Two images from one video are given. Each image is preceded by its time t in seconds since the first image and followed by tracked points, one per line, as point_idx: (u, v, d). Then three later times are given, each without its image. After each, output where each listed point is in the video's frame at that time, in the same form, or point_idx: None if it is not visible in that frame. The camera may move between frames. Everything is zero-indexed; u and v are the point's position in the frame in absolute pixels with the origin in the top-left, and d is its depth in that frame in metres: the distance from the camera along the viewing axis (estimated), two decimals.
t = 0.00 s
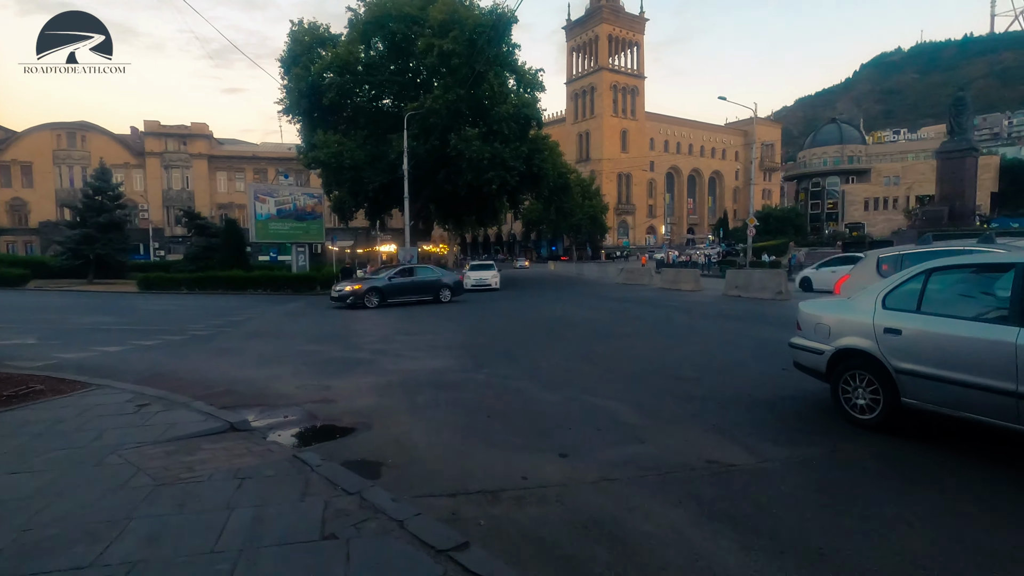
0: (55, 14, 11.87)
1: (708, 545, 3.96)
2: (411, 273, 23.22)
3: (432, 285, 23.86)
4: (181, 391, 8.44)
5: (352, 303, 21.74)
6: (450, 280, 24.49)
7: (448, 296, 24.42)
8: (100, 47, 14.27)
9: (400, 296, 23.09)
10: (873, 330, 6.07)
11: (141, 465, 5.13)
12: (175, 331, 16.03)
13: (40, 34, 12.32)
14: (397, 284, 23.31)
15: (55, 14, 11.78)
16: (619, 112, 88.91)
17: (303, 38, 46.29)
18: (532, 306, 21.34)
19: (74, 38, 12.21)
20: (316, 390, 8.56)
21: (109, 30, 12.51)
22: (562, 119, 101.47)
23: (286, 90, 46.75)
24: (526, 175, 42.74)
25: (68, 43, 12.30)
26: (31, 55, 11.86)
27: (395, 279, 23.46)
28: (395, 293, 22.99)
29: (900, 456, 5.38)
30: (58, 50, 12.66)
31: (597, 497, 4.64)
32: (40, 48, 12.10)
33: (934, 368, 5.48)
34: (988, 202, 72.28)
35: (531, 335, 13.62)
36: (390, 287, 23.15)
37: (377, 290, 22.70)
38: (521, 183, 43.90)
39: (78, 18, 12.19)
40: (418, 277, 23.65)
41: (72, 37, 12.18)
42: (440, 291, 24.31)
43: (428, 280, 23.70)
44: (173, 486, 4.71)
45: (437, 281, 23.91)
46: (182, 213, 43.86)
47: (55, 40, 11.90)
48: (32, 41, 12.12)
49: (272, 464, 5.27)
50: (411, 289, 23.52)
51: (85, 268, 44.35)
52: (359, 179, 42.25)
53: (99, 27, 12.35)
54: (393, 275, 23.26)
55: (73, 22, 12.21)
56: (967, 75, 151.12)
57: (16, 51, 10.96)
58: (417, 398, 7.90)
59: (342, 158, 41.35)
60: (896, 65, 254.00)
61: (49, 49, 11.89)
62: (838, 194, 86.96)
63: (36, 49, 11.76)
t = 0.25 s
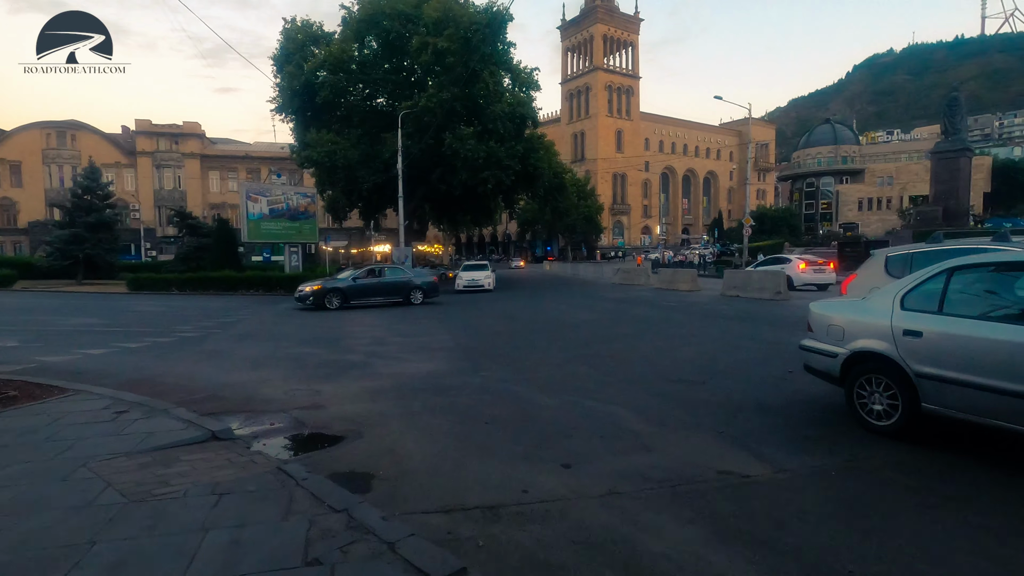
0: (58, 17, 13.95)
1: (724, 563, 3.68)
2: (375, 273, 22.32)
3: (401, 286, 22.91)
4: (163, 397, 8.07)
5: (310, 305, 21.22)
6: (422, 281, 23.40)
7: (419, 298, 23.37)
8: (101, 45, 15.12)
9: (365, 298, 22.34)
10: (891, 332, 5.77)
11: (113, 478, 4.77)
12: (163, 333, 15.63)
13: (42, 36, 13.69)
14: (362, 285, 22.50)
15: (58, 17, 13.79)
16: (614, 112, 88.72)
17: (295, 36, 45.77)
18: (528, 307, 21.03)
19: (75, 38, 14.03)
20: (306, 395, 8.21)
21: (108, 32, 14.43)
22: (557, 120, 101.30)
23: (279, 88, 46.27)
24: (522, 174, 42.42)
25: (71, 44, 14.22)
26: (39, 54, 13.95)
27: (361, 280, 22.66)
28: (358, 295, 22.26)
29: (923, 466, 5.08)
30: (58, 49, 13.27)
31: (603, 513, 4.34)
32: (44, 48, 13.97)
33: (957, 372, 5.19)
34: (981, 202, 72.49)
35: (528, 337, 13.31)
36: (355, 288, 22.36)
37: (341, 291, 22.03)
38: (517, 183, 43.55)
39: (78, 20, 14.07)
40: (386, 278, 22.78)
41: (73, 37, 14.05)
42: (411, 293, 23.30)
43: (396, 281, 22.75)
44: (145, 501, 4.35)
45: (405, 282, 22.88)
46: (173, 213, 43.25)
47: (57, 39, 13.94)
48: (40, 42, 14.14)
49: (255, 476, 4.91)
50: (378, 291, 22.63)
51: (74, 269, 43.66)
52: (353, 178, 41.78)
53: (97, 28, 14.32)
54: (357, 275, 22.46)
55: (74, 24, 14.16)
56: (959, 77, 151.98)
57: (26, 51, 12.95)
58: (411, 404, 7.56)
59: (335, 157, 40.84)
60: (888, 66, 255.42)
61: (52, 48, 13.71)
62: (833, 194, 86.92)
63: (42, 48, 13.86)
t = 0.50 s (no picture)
0: (59, 17, 13.46)
1: None
2: (332, 274, 21.44)
3: (361, 288, 21.90)
4: (140, 402, 7.63)
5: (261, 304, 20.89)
6: (385, 283, 22.29)
7: (381, 301, 22.33)
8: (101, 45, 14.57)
9: (321, 299, 21.57)
10: (911, 330, 5.43)
11: (71, 495, 4.36)
12: (147, 334, 15.13)
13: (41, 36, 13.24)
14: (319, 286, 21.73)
15: (59, 16, 13.37)
16: (609, 112, 88.43)
17: (286, 33, 45.18)
18: (523, 307, 20.68)
19: (76, 38, 13.64)
20: (291, 399, 7.79)
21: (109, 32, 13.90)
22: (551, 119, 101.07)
23: (269, 86, 45.67)
24: (516, 173, 42.07)
25: (70, 44, 13.78)
26: (38, 54, 13.47)
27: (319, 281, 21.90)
28: (314, 296, 21.56)
29: (949, 475, 4.75)
30: (59, 50, 12.91)
31: (609, 529, 3.98)
32: (43, 48, 13.52)
33: (985, 374, 4.86)
34: (972, 201, 72.85)
35: (524, 337, 12.96)
36: (311, 289, 21.65)
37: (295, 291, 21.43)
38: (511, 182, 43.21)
39: (79, 20, 13.64)
40: (345, 279, 21.88)
41: (73, 37, 13.61)
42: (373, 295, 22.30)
43: (355, 283, 21.73)
44: (104, 522, 3.94)
45: (365, 284, 21.90)
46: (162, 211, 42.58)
47: (57, 40, 13.52)
48: (39, 42, 13.69)
49: (230, 491, 4.50)
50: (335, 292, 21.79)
51: (61, 269, 42.88)
52: (345, 177, 41.27)
53: (99, 28, 13.75)
54: (314, 275, 21.71)
55: (74, 25, 13.71)
56: (949, 78, 153.05)
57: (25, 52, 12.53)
58: (402, 408, 7.17)
59: (327, 155, 40.32)
60: (880, 67, 256.87)
61: (52, 48, 13.30)
62: (826, 194, 87.14)
63: (41, 49, 13.40)
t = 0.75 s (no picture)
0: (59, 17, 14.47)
1: None
2: (282, 277, 20.77)
3: (313, 291, 21.15)
4: (117, 414, 7.27)
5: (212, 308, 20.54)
6: (339, 286, 21.47)
7: (336, 305, 21.47)
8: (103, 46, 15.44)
9: (271, 304, 20.88)
10: (932, 337, 5.13)
11: (28, 523, 4.01)
12: (131, 340, 14.72)
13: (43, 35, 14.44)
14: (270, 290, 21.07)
15: (58, 16, 14.33)
16: (602, 113, 88.18)
17: (277, 32, 44.68)
18: (518, 310, 20.36)
19: (75, 37, 14.61)
20: (276, 411, 7.46)
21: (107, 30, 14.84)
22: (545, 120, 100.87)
23: (260, 86, 45.17)
24: (510, 174, 41.73)
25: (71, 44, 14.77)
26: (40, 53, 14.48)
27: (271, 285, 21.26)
28: (264, 300, 20.90)
29: (976, 495, 4.45)
30: (60, 50, 13.98)
31: (615, 559, 3.67)
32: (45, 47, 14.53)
33: (1013, 386, 4.56)
34: (964, 201, 73.12)
35: (520, 342, 12.63)
36: (261, 293, 21.02)
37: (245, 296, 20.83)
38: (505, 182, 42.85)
39: (78, 20, 14.60)
40: (297, 282, 21.18)
41: (73, 36, 14.59)
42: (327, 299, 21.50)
43: (306, 285, 20.98)
44: (60, 556, 3.59)
45: (317, 287, 21.13)
46: (150, 213, 41.97)
47: (57, 39, 14.50)
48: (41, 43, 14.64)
49: (202, 519, 4.15)
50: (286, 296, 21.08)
51: (47, 272, 42.13)
52: (338, 178, 40.80)
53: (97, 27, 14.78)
54: (265, 280, 21.09)
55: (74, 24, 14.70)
56: (939, 78, 153.99)
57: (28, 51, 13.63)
58: (394, 421, 6.84)
59: (319, 156, 39.84)
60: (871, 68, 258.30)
61: (52, 47, 14.27)
62: (819, 194, 87.26)
63: (42, 48, 14.38)
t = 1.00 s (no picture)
0: (59, 17, 14.26)
1: None
2: (227, 278, 19.96)
3: (261, 292, 20.32)
4: (93, 420, 6.90)
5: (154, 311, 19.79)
6: (289, 287, 20.66)
7: (285, 307, 20.63)
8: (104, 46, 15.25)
9: (215, 306, 20.03)
10: (954, 335, 4.84)
11: None
12: (116, 342, 14.28)
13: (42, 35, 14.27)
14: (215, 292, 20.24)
15: (59, 17, 14.14)
16: (596, 113, 87.99)
17: (269, 31, 44.16)
18: (514, 310, 20.05)
19: (76, 38, 14.42)
20: (262, 416, 7.11)
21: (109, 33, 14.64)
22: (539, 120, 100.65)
23: (252, 85, 44.65)
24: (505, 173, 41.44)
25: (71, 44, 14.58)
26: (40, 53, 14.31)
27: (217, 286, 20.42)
28: (208, 302, 20.05)
29: (1005, 503, 4.17)
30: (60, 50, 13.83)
31: None
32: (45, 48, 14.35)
33: None
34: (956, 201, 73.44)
35: (517, 343, 12.32)
36: (206, 295, 20.18)
37: (188, 297, 19.98)
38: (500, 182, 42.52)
39: (79, 20, 14.41)
40: (244, 283, 20.35)
41: (73, 37, 14.40)
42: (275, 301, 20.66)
43: (253, 286, 20.16)
44: None
45: (266, 288, 20.31)
46: (140, 212, 41.41)
47: (57, 40, 14.29)
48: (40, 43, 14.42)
49: (174, 536, 3.81)
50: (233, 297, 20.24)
51: (34, 273, 41.41)
52: (330, 177, 40.34)
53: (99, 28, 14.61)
54: (211, 280, 20.27)
55: (74, 24, 14.50)
56: (929, 78, 155.04)
57: (29, 53, 13.50)
58: (386, 425, 6.51)
59: (311, 155, 39.38)
60: (862, 69, 259.94)
61: (52, 48, 14.08)
62: (811, 194, 87.48)
63: (42, 48, 14.18)
